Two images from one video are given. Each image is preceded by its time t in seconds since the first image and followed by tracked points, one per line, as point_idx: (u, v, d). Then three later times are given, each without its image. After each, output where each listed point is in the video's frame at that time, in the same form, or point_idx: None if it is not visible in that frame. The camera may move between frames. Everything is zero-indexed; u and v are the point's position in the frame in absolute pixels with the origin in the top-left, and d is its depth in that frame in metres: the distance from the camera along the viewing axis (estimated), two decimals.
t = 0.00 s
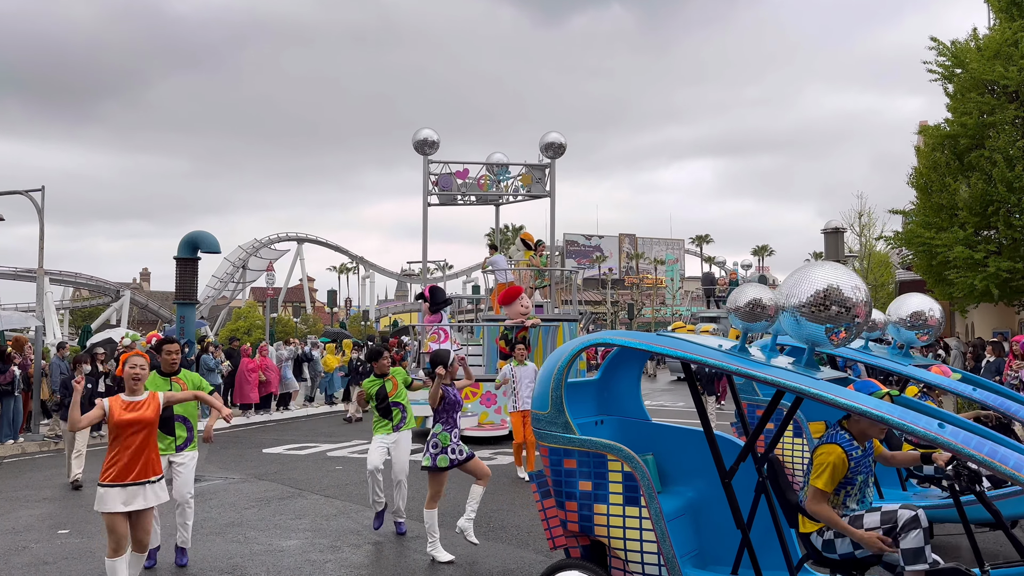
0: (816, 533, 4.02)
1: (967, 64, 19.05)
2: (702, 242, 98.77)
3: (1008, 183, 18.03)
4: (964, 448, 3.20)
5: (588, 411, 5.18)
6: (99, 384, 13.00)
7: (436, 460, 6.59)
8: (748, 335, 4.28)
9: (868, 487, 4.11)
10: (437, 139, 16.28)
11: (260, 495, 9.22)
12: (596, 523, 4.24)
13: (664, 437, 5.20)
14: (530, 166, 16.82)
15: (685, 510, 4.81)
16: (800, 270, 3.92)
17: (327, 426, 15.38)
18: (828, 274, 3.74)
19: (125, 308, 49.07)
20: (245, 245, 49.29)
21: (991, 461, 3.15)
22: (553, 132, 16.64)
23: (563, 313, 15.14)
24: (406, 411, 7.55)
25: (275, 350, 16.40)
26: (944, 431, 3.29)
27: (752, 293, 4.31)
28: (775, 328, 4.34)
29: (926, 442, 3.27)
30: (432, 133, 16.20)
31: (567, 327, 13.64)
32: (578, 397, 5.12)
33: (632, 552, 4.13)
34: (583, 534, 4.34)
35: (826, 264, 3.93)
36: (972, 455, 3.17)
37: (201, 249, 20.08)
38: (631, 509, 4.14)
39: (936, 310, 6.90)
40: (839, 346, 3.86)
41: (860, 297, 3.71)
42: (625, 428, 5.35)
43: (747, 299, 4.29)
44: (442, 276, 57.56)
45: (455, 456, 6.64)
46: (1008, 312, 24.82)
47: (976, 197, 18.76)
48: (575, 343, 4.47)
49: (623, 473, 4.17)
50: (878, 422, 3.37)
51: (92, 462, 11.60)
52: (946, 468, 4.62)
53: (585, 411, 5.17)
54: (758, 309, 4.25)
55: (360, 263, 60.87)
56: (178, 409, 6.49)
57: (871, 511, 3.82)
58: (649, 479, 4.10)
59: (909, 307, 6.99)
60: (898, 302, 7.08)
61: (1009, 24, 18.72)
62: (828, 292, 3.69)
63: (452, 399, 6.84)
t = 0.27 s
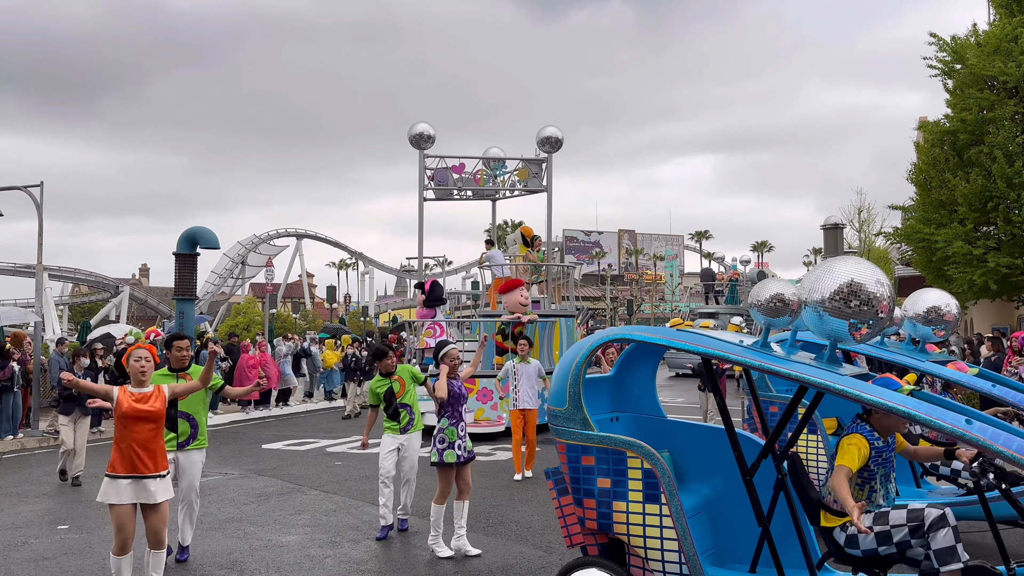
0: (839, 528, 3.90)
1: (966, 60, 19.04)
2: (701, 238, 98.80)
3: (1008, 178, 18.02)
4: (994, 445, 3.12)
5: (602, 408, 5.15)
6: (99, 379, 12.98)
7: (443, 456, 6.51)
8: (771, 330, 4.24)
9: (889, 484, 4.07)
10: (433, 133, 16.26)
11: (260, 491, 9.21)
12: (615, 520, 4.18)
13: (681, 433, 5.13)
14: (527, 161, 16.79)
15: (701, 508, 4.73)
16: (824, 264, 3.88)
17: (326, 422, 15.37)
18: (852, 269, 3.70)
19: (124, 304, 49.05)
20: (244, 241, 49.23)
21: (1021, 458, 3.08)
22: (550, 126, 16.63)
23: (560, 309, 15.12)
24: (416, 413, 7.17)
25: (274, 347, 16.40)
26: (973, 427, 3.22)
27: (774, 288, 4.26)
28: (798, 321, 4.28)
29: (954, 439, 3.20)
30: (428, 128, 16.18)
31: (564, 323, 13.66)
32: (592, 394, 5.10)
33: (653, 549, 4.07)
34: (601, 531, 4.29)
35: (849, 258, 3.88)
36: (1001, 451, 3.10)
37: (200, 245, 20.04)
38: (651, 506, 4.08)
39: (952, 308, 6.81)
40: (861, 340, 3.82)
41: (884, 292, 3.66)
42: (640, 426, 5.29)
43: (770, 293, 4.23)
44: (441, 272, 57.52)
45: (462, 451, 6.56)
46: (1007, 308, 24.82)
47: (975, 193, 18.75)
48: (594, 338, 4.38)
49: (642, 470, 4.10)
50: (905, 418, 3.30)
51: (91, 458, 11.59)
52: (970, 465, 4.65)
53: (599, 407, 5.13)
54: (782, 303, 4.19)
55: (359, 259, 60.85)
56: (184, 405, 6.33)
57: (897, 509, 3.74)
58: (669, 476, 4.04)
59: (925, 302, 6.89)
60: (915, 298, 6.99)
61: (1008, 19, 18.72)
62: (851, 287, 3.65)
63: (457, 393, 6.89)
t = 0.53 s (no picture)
0: (868, 528, 3.84)
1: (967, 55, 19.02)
2: (701, 233, 98.77)
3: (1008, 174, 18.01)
4: None
5: (620, 404, 4.99)
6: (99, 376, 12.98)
7: (442, 459, 6.55)
8: (796, 326, 3.96)
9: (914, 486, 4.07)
10: (429, 128, 16.25)
11: (259, 486, 9.22)
12: (638, 519, 4.03)
13: (701, 431, 4.98)
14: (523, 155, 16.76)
15: (722, 505, 4.72)
16: (850, 258, 3.72)
17: (326, 418, 15.38)
18: (879, 263, 3.57)
19: (124, 300, 49.10)
20: (244, 236, 49.23)
21: None
22: (547, 120, 16.61)
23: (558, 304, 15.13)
24: (426, 416, 7.04)
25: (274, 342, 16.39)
26: (1007, 425, 3.18)
27: (802, 280, 3.92)
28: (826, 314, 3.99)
29: (989, 436, 3.16)
30: (424, 122, 16.16)
31: (561, 318, 13.67)
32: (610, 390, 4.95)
33: (679, 548, 3.93)
34: (624, 530, 4.14)
35: (876, 251, 3.71)
36: None
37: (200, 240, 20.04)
38: (676, 505, 3.93)
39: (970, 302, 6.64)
40: (889, 336, 3.66)
41: (913, 287, 3.51)
42: (659, 421, 5.13)
43: (797, 288, 3.90)
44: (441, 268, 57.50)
45: (462, 453, 6.58)
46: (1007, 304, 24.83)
47: (975, 188, 18.74)
48: (615, 333, 4.24)
49: (666, 469, 3.95)
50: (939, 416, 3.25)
51: (91, 454, 11.60)
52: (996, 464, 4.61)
53: (617, 404, 4.97)
54: (809, 297, 3.87)
55: (359, 255, 60.86)
56: (196, 406, 6.05)
57: (931, 514, 3.62)
58: (693, 473, 3.89)
59: (943, 298, 6.73)
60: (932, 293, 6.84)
61: (1009, 14, 18.69)
62: (883, 280, 3.50)
63: (457, 396, 6.83)
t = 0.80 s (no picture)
0: (906, 531, 3.85)
1: (967, 50, 18.99)
2: (701, 229, 98.70)
3: (1008, 169, 17.99)
4: None
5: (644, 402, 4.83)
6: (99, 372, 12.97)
7: (454, 450, 6.50)
8: (831, 322, 3.84)
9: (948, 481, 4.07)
10: (425, 122, 16.23)
11: (259, 482, 9.22)
12: (669, 519, 3.96)
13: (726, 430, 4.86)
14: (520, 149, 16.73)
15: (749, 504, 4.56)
16: (887, 252, 3.70)
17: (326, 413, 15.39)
18: (915, 257, 3.55)
19: (124, 296, 49.11)
20: (244, 232, 49.20)
21: None
22: (544, 115, 16.58)
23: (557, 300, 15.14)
24: (429, 404, 7.00)
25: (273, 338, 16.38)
26: None
27: (838, 275, 3.83)
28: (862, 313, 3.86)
29: None
30: (419, 116, 16.14)
31: (558, 314, 13.67)
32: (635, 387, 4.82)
33: (711, 548, 3.87)
34: (653, 530, 4.06)
35: (912, 246, 3.70)
36: None
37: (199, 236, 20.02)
38: (707, 505, 3.87)
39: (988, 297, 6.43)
40: (923, 333, 3.64)
41: (949, 282, 3.49)
42: (681, 420, 5.03)
43: (833, 283, 3.82)
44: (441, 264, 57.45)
45: (470, 445, 6.55)
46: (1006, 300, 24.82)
47: (975, 184, 18.74)
48: (644, 328, 4.14)
49: (697, 467, 3.89)
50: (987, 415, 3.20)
51: (91, 450, 11.61)
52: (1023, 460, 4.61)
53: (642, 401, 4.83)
54: (847, 293, 3.77)
55: (359, 251, 60.84)
56: (208, 400, 6.01)
57: (976, 525, 3.63)
58: (726, 472, 3.83)
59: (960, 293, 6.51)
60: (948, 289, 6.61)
61: (1009, 10, 18.66)
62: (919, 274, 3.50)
63: (464, 385, 6.85)
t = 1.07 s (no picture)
0: (948, 532, 3.85)
1: (968, 46, 18.97)
2: (701, 226, 98.65)
3: (1009, 166, 17.98)
4: None
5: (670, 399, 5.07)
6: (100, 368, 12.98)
7: (453, 451, 6.57)
8: (872, 317, 3.90)
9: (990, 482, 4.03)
10: (422, 116, 16.23)
11: (260, 478, 9.23)
12: (704, 519, 3.92)
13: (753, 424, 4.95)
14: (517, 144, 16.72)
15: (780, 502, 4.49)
16: (928, 246, 3.69)
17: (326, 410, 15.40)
18: (956, 252, 3.53)
19: (125, 292, 49.14)
20: (244, 228, 49.18)
21: None
22: (541, 109, 16.57)
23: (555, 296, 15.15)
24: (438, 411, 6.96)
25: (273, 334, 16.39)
26: None
27: (879, 271, 3.86)
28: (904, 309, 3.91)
29: None
30: (416, 110, 16.13)
31: (557, 310, 13.68)
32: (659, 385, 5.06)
33: (748, 549, 3.84)
34: (687, 531, 4.02)
35: (953, 240, 3.68)
36: None
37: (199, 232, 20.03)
38: (745, 505, 3.84)
39: None
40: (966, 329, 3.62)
41: (992, 278, 3.46)
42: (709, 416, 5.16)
43: (875, 278, 3.84)
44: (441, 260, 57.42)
45: (474, 446, 6.60)
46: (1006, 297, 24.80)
47: (976, 180, 18.73)
48: (680, 324, 4.07)
49: (734, 467, 3.86)
50: None
51: (92, 446, 11.63)
52: None
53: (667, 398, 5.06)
54: (887, 289, 3.82)
55: (359, 247, 60.83)
56: (225, 413, 5.69)
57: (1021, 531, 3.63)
58: (764, 472, 3.80)
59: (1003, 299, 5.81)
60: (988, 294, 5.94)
61: (1010, 6, 18.64)
62: (957, 270, 3.49)
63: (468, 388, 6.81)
